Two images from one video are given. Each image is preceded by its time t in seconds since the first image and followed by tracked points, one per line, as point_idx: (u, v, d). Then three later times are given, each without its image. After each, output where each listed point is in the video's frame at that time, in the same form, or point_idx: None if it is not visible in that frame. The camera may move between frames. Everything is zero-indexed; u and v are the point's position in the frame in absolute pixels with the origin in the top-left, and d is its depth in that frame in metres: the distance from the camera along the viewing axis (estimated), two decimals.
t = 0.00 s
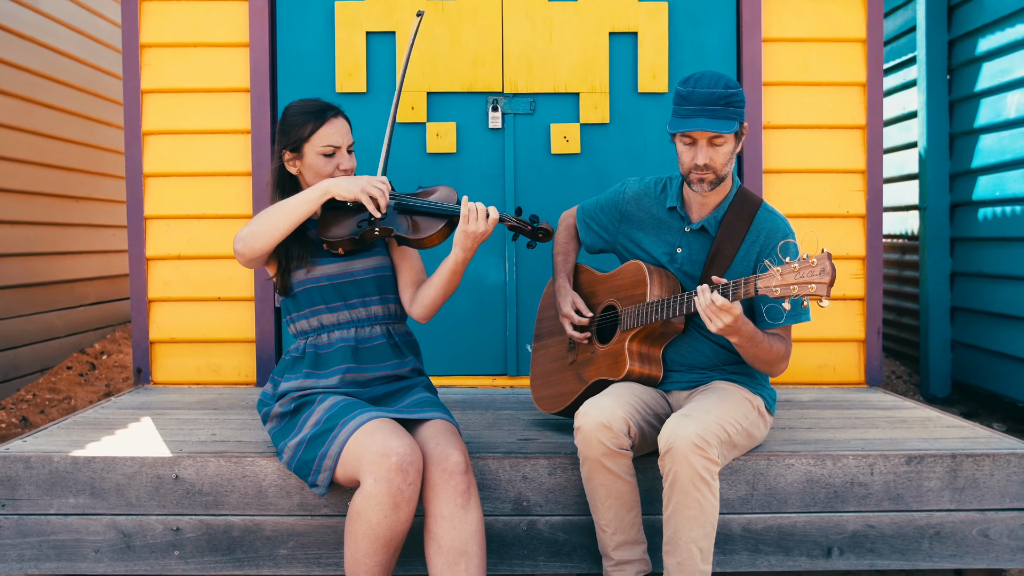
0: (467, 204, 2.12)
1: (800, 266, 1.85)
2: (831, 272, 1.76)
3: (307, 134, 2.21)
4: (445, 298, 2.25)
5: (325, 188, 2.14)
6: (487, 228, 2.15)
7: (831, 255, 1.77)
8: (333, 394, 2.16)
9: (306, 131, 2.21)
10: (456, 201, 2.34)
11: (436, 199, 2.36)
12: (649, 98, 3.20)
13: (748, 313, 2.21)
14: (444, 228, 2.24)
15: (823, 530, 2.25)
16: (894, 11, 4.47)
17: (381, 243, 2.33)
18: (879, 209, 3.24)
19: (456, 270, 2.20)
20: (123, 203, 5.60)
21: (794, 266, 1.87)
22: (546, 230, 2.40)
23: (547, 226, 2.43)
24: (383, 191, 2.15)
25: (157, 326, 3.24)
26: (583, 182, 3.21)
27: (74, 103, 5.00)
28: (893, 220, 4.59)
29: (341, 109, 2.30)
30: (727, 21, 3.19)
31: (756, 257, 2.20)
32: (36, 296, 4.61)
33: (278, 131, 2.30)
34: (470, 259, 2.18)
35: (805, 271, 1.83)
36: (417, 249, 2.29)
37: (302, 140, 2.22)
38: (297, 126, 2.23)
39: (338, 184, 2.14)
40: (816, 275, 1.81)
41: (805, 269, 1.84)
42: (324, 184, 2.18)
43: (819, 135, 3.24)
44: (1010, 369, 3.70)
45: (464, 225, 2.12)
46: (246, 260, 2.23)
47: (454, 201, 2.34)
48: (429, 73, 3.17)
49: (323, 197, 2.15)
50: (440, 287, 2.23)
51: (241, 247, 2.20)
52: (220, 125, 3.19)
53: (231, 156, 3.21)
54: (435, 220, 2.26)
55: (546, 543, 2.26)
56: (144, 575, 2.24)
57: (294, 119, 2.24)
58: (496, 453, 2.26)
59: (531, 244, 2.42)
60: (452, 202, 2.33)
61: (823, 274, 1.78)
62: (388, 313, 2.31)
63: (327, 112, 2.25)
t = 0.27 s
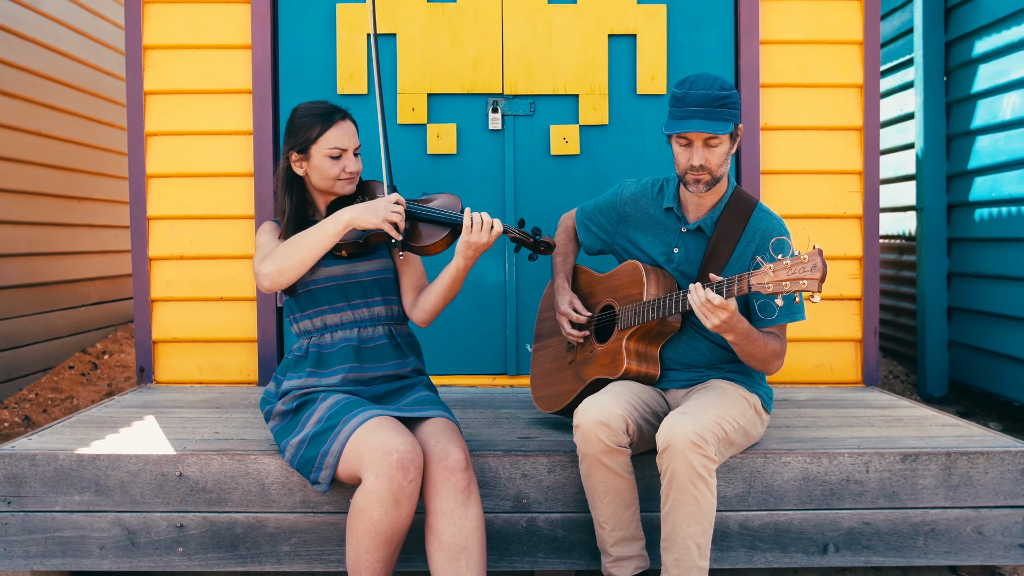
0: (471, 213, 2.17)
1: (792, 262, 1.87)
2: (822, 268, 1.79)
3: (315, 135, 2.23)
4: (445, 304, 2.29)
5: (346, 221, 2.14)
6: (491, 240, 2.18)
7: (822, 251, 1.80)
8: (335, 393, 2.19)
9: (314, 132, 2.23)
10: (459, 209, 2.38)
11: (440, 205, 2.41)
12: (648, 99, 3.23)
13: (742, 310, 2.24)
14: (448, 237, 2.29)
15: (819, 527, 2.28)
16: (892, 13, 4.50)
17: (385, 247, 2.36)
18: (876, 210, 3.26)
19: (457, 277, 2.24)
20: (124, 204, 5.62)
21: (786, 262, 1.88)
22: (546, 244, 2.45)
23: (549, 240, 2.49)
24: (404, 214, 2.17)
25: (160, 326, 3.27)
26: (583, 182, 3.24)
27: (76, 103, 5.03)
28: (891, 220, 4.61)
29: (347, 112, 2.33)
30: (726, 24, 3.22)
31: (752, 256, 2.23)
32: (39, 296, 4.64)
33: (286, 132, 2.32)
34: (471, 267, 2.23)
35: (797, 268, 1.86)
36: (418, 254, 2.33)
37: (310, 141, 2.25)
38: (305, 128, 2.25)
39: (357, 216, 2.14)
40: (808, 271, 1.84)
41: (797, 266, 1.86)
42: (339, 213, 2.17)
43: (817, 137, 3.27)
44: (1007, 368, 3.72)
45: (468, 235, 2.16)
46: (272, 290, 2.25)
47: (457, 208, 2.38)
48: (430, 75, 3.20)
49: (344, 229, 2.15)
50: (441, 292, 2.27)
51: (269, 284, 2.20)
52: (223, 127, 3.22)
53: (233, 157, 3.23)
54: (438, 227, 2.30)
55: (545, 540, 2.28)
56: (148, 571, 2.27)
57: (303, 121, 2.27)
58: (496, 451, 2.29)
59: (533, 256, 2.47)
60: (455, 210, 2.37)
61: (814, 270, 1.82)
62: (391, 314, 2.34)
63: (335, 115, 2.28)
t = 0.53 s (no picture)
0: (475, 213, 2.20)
1: (788, 262, 1.89)
2: (817, 268, 1.81)
3: (318, 136, 2.26)
4: (448, 302, 2.31)
5: (345, 184, 2.18)
6: (491, 238, 2.21)
7: (818, 251, 1.82)
8: (336, 391, 2.21)
9: (317, 132, 2.26)
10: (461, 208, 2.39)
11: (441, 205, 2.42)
12: (647, 101, 3.25)
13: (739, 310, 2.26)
14: (449, 234, 2.30)
15: (816, 525, 2.30)
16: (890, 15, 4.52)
17: (386, 245, 2.39)
18: (874, 211, 3.28)
19: (458, 275, 2.27)
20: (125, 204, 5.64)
21: (782, 262, 1.91)
22: (547, 239, 2.46)
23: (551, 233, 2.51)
24: (399, 172, 2.27)
25: (162, 326, 3.29)
26: (583, 183, 3.26)
27: (78, 104, 5.05)
28: (889, 221, 4.64)
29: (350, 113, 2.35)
30: (724, 25, 3.24)
31: (751, 258, 2.25)
32: (41, 296, 4.66)
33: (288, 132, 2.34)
34: (474, 264, 2.25)
35: (792, 268, 1.87)
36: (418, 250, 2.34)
37: (313, 141, 2.27)
38: (308, 128, 2.27)
39: (355, 178, 2.19)
40: (802, 271, 1.86)
41: (791, 265, 1.88)
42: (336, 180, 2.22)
43: (815, 138, 3.29)
44: (1004, 368, 3.75)
45: (469, 233, 2.19)
46: (278, 269, 2.27)
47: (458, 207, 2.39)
48: (430, 76, 3.22)
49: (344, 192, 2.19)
50: (443, 291, 2.29)
51: (277, 260, 2.23)
52: (225, 127, 3.24)
53: (235, 158, 3.25)
54: (439, 225, 2.31)
55: (545, 538, 2.31)
56: (151, 568, 2.29)
57: (306, 121, 2.29)
58: (496, 449, 2.31)
59: (534, 251, 2.50)
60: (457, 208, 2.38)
61: (809, 270, 1.83)
62: (391, 313, 2.36)
63: (338, 115, 2.30)
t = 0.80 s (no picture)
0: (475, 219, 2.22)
1: (782, 271, 1.91)
2: (811, 278, 1.82)
3: (320, 137, 2.26)
4: (445, 306, 2.31)
5: (354, 203, 2.18)
6: (490, 244, 2.22)
7: (812, 261, 1.83)
8: (338, 391, 2.22)
9: (319, 133, 2.26)
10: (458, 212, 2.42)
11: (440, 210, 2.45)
12: (647, 101, 3.26)
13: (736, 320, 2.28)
14: (449, 238, 2.34)
15: (815, 524, 2.31)
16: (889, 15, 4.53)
17: (385, 249, 2.40)
18: (873, 211, 3.29)
19: (457, 279, 2.27)
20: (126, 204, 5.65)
21: (776, 271, 1.92)
22: (546, 246, 2.48)
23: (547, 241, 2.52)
24: (407, 192, 2.29)
25: (163, 326, 3.30)
26: (583, 183, 3.27)
27: (79, 104, 5.05)
28: (889, 221, 4.65)
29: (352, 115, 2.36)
30: (724, 25, 3.25)
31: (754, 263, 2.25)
32: (42, 296, 4.67)
33: (291, 134, 2.34)
34: (471, 269, 2.26)
35: (786, 277, 1.89)
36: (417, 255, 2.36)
37: (315, 142, 2.28)
38: (311, 129, 2.28)
39: (365, 198, 2.19)
40: (797, 280, 1.87)
41: (786, 275, 1.90)
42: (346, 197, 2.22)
43: (814, 139, 3.30)
44: (1004, 368, 3.75)
45: (469, 238, 2.20)
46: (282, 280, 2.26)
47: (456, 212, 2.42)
48: (431, 76, 3.23)
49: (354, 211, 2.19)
50: (442, 294, 2.30)
51: (282, 273, 2.22)
52: (226, 128, 3.25)
53: (236, 158, 3.26)
54: (439, 230, 2.34)
55: (545, 536, 2.32)
56: (153, 567, 2.30)
57: (309, 123, 2.30)
58: (496, 448, 2.32)
59: (532, 258, 2.50)
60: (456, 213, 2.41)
61: (804, 280, 1.85)
62: (392, 314, 2.37)
63: (340, 118, 2.31)
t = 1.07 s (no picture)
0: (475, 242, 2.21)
1: (778, 292, 1.92)
2: (807, 302, 1.85)
3: (325, 141, 2.26)
4: (442, 321, 2.32)
5: (355, 221, 2.15)
6: (489, 268, 2.21)
7: (809, 284, 1.85)
8: (335, 390, 2.22)
9: (324, 138, 2.26)
10: (458, 230, 2.41)
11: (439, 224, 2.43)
12: (647, 101, 3.26)
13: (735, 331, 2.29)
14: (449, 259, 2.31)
15: (816, 524, 2.31)
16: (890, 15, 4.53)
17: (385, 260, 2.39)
18: (873, 210, 3.29)
19: (454, 300, 2.28)
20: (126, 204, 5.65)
21: (772, 290, 1.93)
22: (544, 275, 2.50)
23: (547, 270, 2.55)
24: (412, 214, 2.21)
25: (163, 326, 3.30)
26: (583, 183, 3.27)
27: (79, 104, 5.05)
28: (889, 220, 4.64)
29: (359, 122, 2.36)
30: (724, 25, 3.24)
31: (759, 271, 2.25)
32: (42, 296, 4.67)
33: (295, 136, 2.34)
34: (469, 292, 2.27)
35: (782, 298, 1.91)
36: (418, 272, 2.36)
37: (319, 146, 2.27)
38: (316, 133, 2.28)
39: (367, 217, 2.15)
40: (792, 302, 1.89)
41: (781, 296, 1.91)
42: (348, 214, 2.19)
43: (815, 138, 3.30)
44: (1004, 367, 3.75)
45: (468, 262, 2.19)
46: (282, 291, 2.26)
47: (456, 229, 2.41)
48: (431, 76, 3.23)
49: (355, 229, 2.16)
50: (439, 311, 2.30)
51: (280, 285, 2.21)
52: (227, 128, 3.24)
53: (236, 158, 3.26)
54: (439, 249, 2.32)
55: (545, 537, 2.31)
56: (153, 567, 2.30)
57: (314, 126, 2.30)
58: (496, 449, 2.32)
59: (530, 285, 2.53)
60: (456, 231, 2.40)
61: (800, 303, 1.87)
62: (387, 319, 2.37)
63: (347, 123, 2.31)
